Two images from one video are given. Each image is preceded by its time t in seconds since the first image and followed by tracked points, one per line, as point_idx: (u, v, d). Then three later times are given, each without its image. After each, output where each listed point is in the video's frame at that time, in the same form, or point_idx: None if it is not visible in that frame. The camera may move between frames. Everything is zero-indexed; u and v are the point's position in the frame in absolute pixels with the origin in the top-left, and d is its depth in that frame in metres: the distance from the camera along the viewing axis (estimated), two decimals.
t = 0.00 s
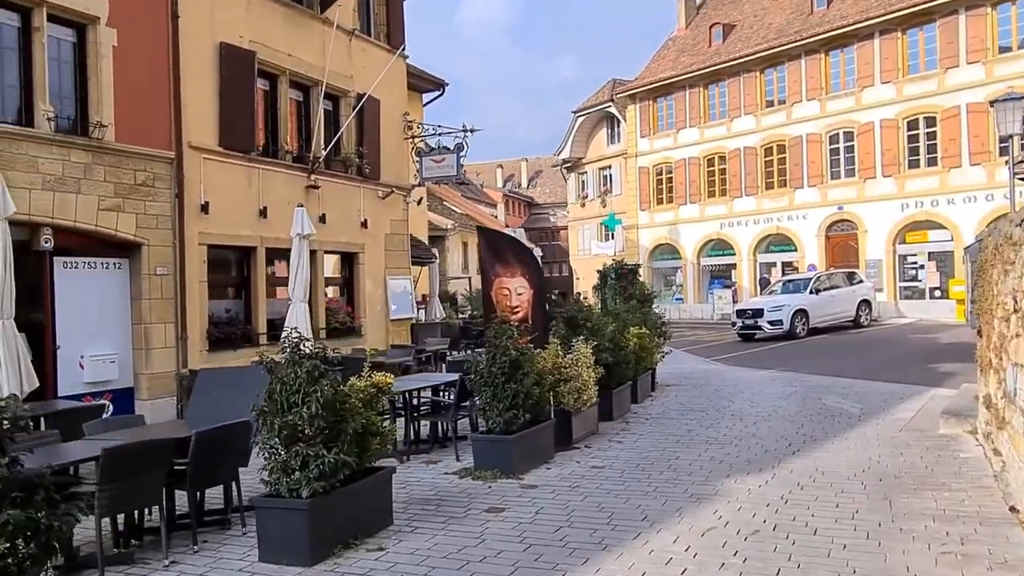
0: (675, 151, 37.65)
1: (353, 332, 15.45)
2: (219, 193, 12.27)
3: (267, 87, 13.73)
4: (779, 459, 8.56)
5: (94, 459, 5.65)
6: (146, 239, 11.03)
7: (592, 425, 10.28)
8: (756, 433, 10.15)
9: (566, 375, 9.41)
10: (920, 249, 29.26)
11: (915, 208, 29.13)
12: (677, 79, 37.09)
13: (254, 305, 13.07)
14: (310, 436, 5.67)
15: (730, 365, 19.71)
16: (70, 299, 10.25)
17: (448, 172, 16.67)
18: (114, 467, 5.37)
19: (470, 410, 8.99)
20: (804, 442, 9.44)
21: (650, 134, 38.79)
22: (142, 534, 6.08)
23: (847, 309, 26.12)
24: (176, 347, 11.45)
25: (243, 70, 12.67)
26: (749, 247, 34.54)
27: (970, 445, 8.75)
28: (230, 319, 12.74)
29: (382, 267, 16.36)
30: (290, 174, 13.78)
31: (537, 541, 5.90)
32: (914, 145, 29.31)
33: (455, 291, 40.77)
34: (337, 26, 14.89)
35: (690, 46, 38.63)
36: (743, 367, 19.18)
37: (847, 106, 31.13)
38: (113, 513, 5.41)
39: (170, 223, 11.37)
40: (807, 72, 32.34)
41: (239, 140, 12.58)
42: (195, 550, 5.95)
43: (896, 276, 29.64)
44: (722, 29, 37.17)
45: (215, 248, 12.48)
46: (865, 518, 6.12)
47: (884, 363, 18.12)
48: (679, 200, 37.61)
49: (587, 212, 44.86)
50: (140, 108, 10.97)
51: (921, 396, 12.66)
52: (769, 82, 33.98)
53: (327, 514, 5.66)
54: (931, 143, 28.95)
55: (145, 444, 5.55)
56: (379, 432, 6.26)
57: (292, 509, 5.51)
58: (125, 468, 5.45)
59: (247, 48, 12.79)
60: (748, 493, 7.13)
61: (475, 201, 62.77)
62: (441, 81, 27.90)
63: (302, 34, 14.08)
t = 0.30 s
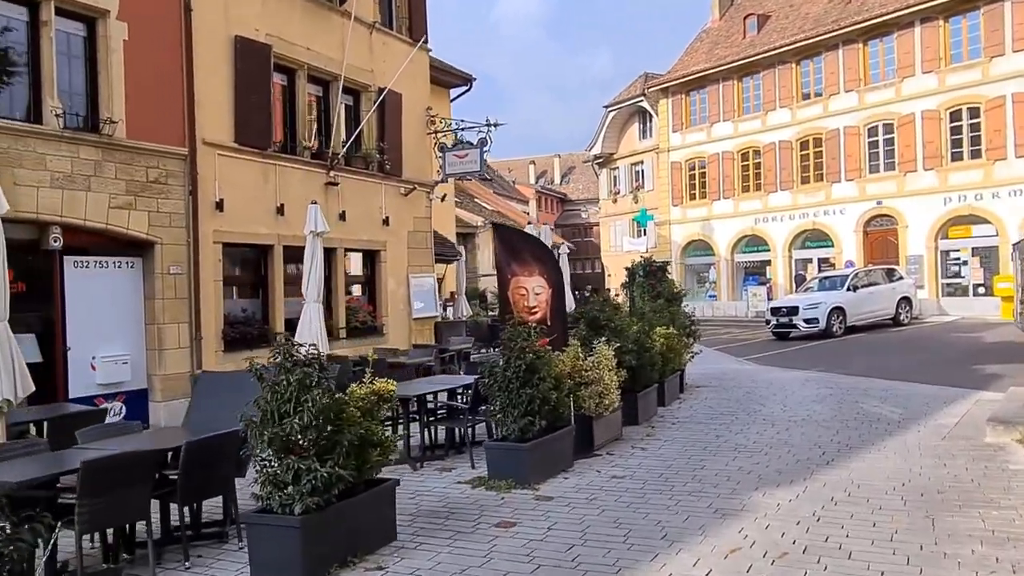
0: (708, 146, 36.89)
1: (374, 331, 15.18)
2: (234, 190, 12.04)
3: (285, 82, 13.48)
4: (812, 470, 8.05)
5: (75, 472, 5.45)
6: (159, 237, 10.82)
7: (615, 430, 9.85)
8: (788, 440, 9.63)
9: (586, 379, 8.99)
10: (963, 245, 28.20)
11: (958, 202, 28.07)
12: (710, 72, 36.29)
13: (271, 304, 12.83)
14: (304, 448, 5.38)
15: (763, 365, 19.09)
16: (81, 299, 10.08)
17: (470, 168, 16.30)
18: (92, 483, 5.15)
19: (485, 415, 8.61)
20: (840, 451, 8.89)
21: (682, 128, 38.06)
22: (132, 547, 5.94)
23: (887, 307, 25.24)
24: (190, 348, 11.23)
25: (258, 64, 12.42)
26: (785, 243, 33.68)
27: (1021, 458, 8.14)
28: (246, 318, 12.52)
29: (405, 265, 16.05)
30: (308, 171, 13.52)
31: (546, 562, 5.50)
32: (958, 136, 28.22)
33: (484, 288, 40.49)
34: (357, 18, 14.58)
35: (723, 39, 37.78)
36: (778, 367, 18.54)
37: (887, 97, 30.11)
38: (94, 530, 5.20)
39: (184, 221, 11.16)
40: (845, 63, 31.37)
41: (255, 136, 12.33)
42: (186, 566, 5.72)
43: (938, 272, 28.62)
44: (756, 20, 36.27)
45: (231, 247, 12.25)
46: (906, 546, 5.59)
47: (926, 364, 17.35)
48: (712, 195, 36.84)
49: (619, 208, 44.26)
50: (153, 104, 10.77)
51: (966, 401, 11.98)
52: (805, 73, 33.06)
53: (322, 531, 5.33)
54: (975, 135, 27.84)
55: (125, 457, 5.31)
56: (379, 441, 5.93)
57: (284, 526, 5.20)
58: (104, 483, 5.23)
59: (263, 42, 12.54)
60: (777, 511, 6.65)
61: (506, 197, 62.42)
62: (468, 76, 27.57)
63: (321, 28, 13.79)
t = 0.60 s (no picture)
0: (730, 144, 36.21)
1: (384, 335, 14.76)
2: (237, 190, 11.70)
3: (291, 79, 13.14)
4: (840, 482, 7.49)
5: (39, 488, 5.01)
6: (158, 238, 10.51)
7: (630, 438, 9.33)
8: (815, 449, 9.05)
9: (599, 385, 8.49)
10: (995, 244, 27.29)
11: (989, 200, 27.18)
12: (731, 70, 35.64)
13: (276, 307, 12.46)
14: (285, 462, 4.91)
15: (788, 368, 18.46)
16: (75, 302, 9.78)
17: (483, 166, 15.85)
18: (56, 500, 4.75)
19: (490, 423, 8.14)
20: (870, 461, 8.33)
21: (703, 127, 37.43)
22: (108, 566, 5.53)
23: (915, 308, 24.45)
24: (191, 352, 10.88)
25: (262, 60, 12.09)
26: (809, 243, 32.88)
27: None
28: (250, 322, 12.15)
29: (416, 266, 15.61)
30: (314, 170, 13.15)
31: None
32: (989, 132, 27.35)
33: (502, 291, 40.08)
34: (365, 12, 14.20)
35: (745, 35, 37.06)
36: (802, 370, 17.90)
37: (914, 92, 29.29)
38: (59, 550, 4.80)
39: (184, 221, 10.83)
40: (871, 58, 30.57)
41: (259, 134, 12.00)
42: None
43: (968, 272, 27.74)
44: (779, 16, 35.56)
45: (234, 248, 11.91)
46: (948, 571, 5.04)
47: (959, 367, 16.64)
48: (733, 195, 36.15)
49: (639, 209, 43.66)
50: (151, 100, 10.48)
51: (1003, 407, 11.34)
52: (830, 69, 32.30)
53: (305, 552, 4.89)
54: (1007, 131, 26.95)
55: (93, 473, 4.92)
56: (370, 454, 5.47)
57: (263, 546, 4.77)
58: (71, 500, 4.84)
59: (267, 37, 12.21)
60: (803, 528, 6.12)
61: (525, 199, 61.99)
62: (484, 75, 27.18)
63: (328, 23, 13.43)
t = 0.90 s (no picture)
0: (749, 147, 35.61)
1: (389, 343, 14.36)
2: (236, 195, 11.38)
3: (293, 81, 12.83)
4: (864, 506, 6.97)
5: None
6: (152, 245, 10.20)
7: (641, 455, 8.86)
8: (836, 467, 8.52)
9: (608, 399, 8.03)
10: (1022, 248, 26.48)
11: (1015, 204, 26.39)
12: (749, 71, 35.06)
13: (277, 315, 12.11)
14: (258, 489, 4.38)
15: (807, 377, 17.89)
16: (65, 311, 9.46)
17: (492, 170, 15.43)
18: (6, 531, 4.22)
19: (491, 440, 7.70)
20: (896, 481, 7.80)
21: (721, 130, 36.88)
22: None
23: (940, 315, 23.73)
24: (186, 363, 10.56)
25: (261, 62, 11.79)
26: (829, 248, 32.17)
27: None
28: (249, 331, 11.80)
29: (422, 273, 15.21)
30: (317, 174, 12.81)
31: None
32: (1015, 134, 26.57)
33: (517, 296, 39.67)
34: (369, 13, 13.87)
35: (763, 37, 36.48)
36: (823, 380, 17.30)
37: (937, 93, 28.57)
38: None
39: (179, 228, 10.52)
40: (892, 58, 29.89)
41: (258, 138, 11.68)
42: None
43: (994, 278, 26.94)
44: (798, 17, 34.93)
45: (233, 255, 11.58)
46: None
47: (988, 377, 15.97)
48: (752, 199, 35.52)
49: (655, 213, 43.11)
50: (145, 104, 10.19)
51: None
52: (850, 71, 31.65)
53: None
54: None
55: (49, 501, 4.39)
56: (354, 478, 4.94)
57: None
58: (27, 530, 4.32)
59: (266, 38, 11.91)
60: (824, 561, 5.61)
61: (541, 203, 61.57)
62: (497, 78, 26.86)
63: (330, 24, 13.13)
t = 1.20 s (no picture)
0: (766, 158, 35.12)
1: (394, 358, 14.03)
2: (235, 207, 11.13)
3: (295, 91, 12.60)
4: (887, 536, 6.50)
5: None
6: (147, 259, 9.96)
7: (648, 477, 8.44)
8: (857, 492, 8.04)
9: (612, 418, 7.68)
10: None
11: None
12: (765, 81, 34.62)
13: (277, 330, 11.82)
14: (215, 523, 4.11)
15: (827, 392, 17.33)
16: (56, 327, 9.23)
17: (499, 180, 15.06)
18: None
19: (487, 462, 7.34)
20: (921, 508, 7.31)
21: (737, 141, 36.43)
22: None
23: (965, 327, 23.03)
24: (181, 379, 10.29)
25: (262, 72, 11.55)
26: (849, 259, 31.54)
27: None
28: (247, 347, 11.51)
29: (428, 286, 14.88)
30: (319, 186, 12.55)
31: None
32: None
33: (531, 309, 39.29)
34: (373, 22, 13.63)
35: (780, 46, 36.02)
36: (844, 395, 16.73)
37: (959, 101, 27.95)
38: None
39: (175, 241, 10.28)
40: (912, 65, 29.32)
41: (258, 149, 11.44)
42: None
43: (1021, 289, 26.18)
44: (815, 25, 34.48)
45: (231, 269, 11.32)
46: None
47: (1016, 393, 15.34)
48: (769, 210, 34.99)
49: (672, 225, 42.63)
50: (141, 113, 9.95)
51: None
52: (868, 79, 31.12)
53: None
54: None
55: None
56: (328, 509, 4.63)
57: None
58: None
59: (267, 47, 11.68)
60: None
61: (558, 215, 61.21)
62: (509, 89, 26.62)
63: (333, 33, 12.90)
